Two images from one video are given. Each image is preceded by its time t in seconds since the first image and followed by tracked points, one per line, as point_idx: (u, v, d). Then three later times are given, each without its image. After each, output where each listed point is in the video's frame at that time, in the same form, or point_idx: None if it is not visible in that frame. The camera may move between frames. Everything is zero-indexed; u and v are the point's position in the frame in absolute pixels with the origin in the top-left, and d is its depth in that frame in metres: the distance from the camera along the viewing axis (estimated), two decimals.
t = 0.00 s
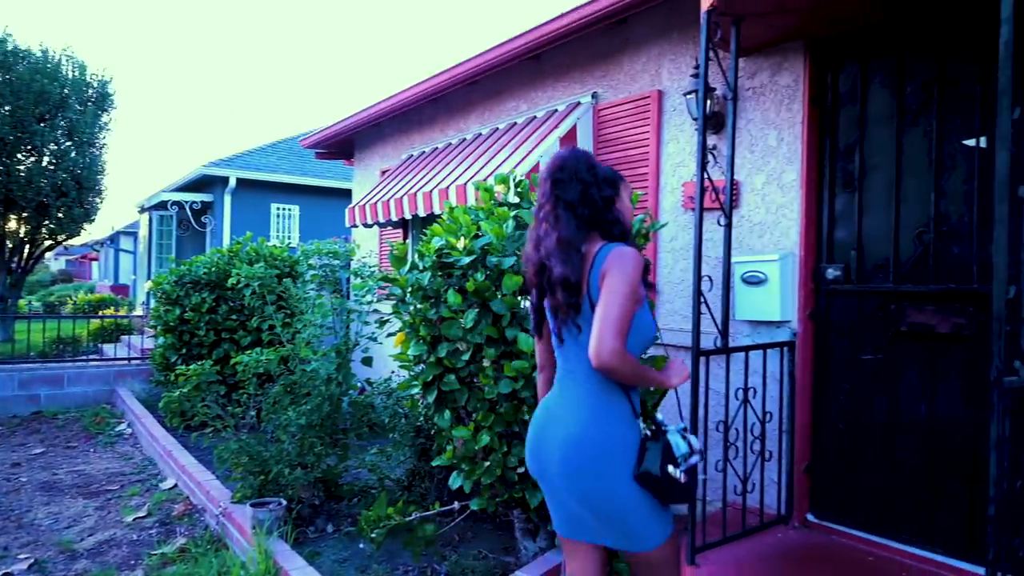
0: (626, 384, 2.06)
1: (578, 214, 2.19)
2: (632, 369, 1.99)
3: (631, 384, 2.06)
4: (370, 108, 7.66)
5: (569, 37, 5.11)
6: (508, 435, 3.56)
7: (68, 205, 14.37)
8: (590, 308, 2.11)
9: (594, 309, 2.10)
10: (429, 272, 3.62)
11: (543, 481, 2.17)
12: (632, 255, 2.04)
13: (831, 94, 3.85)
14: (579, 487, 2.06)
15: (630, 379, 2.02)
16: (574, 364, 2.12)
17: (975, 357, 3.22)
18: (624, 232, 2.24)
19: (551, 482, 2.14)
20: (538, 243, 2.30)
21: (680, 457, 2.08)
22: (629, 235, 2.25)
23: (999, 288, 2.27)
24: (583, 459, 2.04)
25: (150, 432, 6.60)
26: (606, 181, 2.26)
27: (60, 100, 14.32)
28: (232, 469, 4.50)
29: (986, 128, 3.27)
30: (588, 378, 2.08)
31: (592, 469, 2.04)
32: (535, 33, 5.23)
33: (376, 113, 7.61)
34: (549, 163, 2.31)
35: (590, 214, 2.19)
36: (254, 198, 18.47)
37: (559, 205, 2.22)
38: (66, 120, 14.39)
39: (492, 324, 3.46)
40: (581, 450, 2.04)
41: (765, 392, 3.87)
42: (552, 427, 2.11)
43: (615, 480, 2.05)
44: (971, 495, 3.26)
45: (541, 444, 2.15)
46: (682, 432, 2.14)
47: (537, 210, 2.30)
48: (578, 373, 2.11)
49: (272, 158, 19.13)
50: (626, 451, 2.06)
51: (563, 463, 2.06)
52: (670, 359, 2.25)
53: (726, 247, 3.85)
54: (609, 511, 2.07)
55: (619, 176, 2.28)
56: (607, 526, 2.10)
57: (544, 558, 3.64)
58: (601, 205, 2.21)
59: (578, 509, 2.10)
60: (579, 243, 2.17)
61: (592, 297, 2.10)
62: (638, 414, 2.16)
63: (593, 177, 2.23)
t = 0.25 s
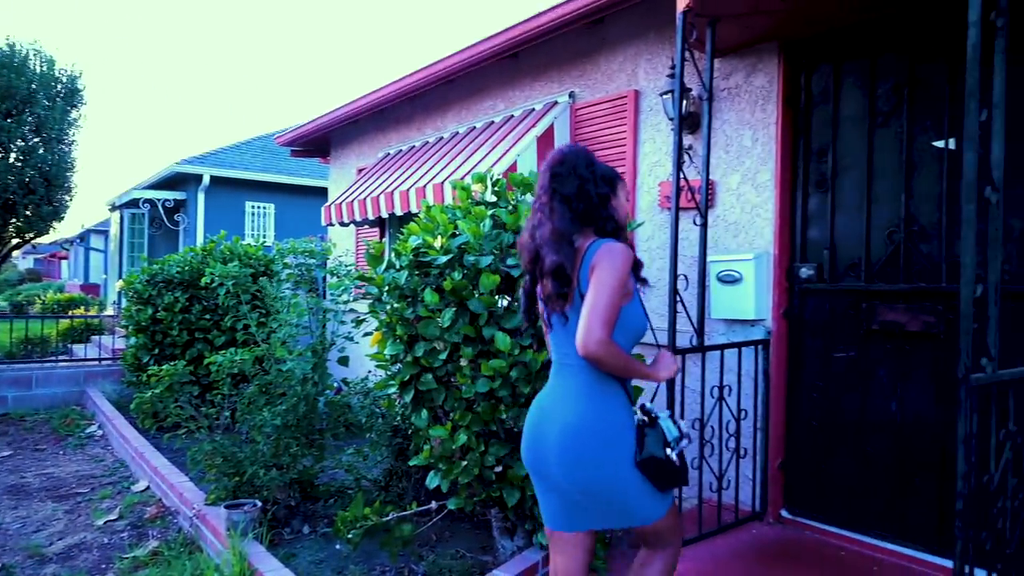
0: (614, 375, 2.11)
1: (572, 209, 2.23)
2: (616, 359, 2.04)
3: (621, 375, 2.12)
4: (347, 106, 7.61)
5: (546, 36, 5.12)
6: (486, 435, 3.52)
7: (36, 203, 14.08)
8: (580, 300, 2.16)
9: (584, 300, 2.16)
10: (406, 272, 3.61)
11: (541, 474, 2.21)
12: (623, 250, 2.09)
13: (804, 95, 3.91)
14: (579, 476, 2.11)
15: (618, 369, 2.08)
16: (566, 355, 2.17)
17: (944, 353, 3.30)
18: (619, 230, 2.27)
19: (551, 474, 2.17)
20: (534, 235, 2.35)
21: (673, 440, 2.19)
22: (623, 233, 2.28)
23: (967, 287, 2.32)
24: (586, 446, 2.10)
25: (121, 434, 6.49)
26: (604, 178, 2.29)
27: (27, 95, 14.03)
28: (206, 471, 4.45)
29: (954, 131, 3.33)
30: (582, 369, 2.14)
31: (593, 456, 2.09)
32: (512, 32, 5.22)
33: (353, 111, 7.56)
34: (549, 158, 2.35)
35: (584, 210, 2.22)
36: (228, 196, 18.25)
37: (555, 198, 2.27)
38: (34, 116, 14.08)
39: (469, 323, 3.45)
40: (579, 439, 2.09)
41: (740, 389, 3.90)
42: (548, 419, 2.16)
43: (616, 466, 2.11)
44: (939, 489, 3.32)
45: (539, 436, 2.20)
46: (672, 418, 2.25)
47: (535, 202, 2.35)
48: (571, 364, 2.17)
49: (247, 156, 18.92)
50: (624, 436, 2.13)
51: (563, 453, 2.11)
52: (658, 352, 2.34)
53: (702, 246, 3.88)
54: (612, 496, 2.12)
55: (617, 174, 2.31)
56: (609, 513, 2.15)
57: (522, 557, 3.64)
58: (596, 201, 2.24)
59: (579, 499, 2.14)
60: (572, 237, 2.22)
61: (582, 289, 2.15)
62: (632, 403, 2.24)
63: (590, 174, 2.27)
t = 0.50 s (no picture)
0: (609, 372, 2.16)
1: (570, 210, 2.28)
2: (608, 357, 2.09)
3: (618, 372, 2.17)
4: (326, 105, 7.56)
5: (527, 36, 5.12)
6: (466, 436, 3.52)
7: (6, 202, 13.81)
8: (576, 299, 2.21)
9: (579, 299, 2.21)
10: (386, 271, 3.58)
11: (540, 471, 2.24)
12: (618, 251, 2.15)
13: (782, 97, 3.95)
14: (580, 471, 2.15)
15: (613, 366, 2.13)
16: (563, 351, 2.22)
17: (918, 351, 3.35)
18: (617, 233, 2.31)
19: (550, 470, 2.21)
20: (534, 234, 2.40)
21: (670, 435, 2.26)
22: (620, 236, 2.31)
23: (939, 287, 2.35)
24: (587, 441, 2.14)
25: (95, 436, 6.39)
26: (604, 182, 2.33)
27: None
28: (182, 473, 4.40)
29: (927, 133, 3.39)
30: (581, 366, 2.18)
31: (594, 451, 2.15)
32: (492, 31, 5.22)
33: (332, 110, 7.51)
34: (550, 159, 2.39)
35: (581, 212, 2.27)
36: (204, 196, 18.04)
37: (556, 199, 2.31)
38: (5, 113, 13.80)
39: (449, 323, 3.43)
40: (581, 435, 2.14)
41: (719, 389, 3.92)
42: (548, 416, 2.20)
43: (615, 461, 2.16)
44: (914, 486, 3.38)
45: (538, 433, 2.23)
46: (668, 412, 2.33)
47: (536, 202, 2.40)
48: (569, 361, 2.21)
49: (223, 155, 18.72)
50: (624, 431, 2.18)
51: (564, 450, 2.15)
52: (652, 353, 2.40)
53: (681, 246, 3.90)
54: (612, 489, 2.17)
55: (617, 178, 2.35)
56: (609, 507, 2.20)
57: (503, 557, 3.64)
58: (594, 204, 2.28)
59: (579, 494, 2.19)
60: (569, 237, 2.27)
61: (578, 289, 2.21)
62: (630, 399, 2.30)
63: (591, 178, 2.31)
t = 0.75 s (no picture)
0: (611, 375, 2.18)
1: (572, 218, 2.27)
2: (609, 360, 2.11)
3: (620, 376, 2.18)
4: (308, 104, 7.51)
5: (510, 37, 5.12)
6: (449, 436, 3.49)
7: None
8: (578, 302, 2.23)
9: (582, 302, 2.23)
10: (368, 271, 3.57)
11: (543, 470, 2.25)
12: (620, 255, 2.16)
13: (762, 98, 3.97)
14: (583, 472, 2.16)
15: (616, 370, 2.14)
16: (566, 352, 2.23)
17: (896, 350, 3.40)
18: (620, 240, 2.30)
19: (553, 469, 2.22)
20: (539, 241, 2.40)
21: (672, 437, 2.25)
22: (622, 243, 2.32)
23: (916, 287, 2.38)
24: (591, 440, 2.15)
25: (71, 439, 6.29)
26: (608, 189, 2.31)
27: None
28: (161, 476, 4.36)
29: (905, 135, 3.44)
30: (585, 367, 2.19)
31: (597, 452, 2.16)
32: (476, 31, 5.21)
33: (314, 110, 7.46)
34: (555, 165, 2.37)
35: (584, 220, 2.26)
36: (183, 195, 17.84)
37: (559, 207, 2.30)
38: None
39: (432, 323, 3.43)
40: (585, 436, 2.15)
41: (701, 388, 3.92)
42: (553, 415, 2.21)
43: (617, 462, 2.17)
44: (892, 483, 3.42)
45: (541, 431, 2.25)
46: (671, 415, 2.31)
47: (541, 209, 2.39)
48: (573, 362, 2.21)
49: (202, 154, 18.53)
50: (627, 433, 2.19)
51: (567, 450, 2.17)
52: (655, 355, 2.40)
53: (664, 246, 3.92)
54: (614, 489, 2.18)
55: (621, 185, 2.33)
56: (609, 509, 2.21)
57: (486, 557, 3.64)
58: (598, 212, 2.27)
59: (580, 494, 2.20)
60: (572, 244, 2.27)
61: (580, 293, 2.22)
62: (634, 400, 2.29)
63: (595, 186, 2.29)
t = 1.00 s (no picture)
0: (619, 376, 2.24)
1: (583, 225, 2.37)
2: (620, 362, 2.17)
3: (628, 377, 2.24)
4: (289, 104, 7.46)
5: (493, 38, 5.13)
6: (432, 436, 3.50)
7: None
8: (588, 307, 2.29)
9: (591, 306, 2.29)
10: (350, 271, 3.55)
11: (548, 464, 2.32)
12: (627, 260, 2.23)
13: (743, 100, 4.02)
14: (587, 467, 2.23)
15: (625, 371, 2.21)
16: (575, 352, 2.30)
17: (875, 349, 3.44)
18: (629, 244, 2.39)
19: (557, 462, 2.28)
20: (549, 248, 2.49)
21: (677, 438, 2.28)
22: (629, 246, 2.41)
23: (894, 286, 2.41)
24: (596, 436, 2.21)
25: (47, 442, 6.19)
26: (615, 195, 2.41)
27: None
28: (140, 478, 4.30)
29: (883, 136, 3.48)
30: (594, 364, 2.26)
31: (602, 449, 2.22)
32: (458, 32, 5.20)
33: (295, 109, 7.42)
34: (562, 173, 2.47)
35: (594, 226, 2.36)
36: (161, 195, 17.63)
37: (569, 214, 2.40)
38: None
39: (415, 324, 3.41)
40: (589, 431, 2.21)
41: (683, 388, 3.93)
42: (560, 410, 2.28)
43: (619, 460, 2.23)
44: (871, 482, 3.47)
45: (548, 426, 2.32)
46: (678, 417, 2.36)
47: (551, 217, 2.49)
48: (582, 360, 2.28)
49: (181, 154, 18.34)
50: (631, 433, 2.25)
51: (572, 444, 2.23)
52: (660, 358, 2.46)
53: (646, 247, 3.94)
54: (615, 487, 2.24)
55: (626, 190, 2.43)
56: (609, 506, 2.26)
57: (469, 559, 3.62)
58: (606, 217, 2.37)
59: (582, 489, 2.26)
60: (582, 249, 2.35)
61: (589, 297, 2.29)
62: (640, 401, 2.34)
63: (604, 192, 2.39)
